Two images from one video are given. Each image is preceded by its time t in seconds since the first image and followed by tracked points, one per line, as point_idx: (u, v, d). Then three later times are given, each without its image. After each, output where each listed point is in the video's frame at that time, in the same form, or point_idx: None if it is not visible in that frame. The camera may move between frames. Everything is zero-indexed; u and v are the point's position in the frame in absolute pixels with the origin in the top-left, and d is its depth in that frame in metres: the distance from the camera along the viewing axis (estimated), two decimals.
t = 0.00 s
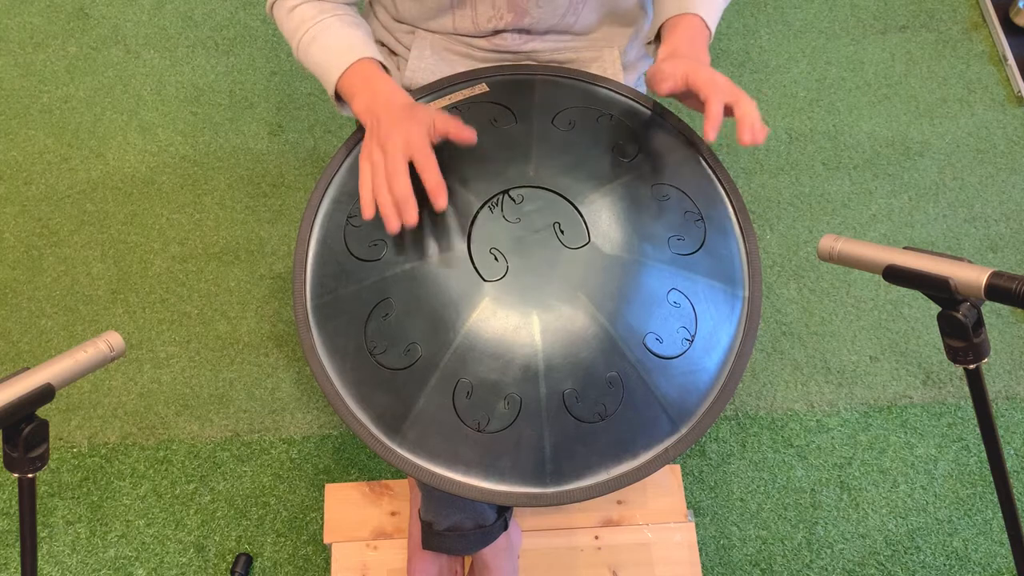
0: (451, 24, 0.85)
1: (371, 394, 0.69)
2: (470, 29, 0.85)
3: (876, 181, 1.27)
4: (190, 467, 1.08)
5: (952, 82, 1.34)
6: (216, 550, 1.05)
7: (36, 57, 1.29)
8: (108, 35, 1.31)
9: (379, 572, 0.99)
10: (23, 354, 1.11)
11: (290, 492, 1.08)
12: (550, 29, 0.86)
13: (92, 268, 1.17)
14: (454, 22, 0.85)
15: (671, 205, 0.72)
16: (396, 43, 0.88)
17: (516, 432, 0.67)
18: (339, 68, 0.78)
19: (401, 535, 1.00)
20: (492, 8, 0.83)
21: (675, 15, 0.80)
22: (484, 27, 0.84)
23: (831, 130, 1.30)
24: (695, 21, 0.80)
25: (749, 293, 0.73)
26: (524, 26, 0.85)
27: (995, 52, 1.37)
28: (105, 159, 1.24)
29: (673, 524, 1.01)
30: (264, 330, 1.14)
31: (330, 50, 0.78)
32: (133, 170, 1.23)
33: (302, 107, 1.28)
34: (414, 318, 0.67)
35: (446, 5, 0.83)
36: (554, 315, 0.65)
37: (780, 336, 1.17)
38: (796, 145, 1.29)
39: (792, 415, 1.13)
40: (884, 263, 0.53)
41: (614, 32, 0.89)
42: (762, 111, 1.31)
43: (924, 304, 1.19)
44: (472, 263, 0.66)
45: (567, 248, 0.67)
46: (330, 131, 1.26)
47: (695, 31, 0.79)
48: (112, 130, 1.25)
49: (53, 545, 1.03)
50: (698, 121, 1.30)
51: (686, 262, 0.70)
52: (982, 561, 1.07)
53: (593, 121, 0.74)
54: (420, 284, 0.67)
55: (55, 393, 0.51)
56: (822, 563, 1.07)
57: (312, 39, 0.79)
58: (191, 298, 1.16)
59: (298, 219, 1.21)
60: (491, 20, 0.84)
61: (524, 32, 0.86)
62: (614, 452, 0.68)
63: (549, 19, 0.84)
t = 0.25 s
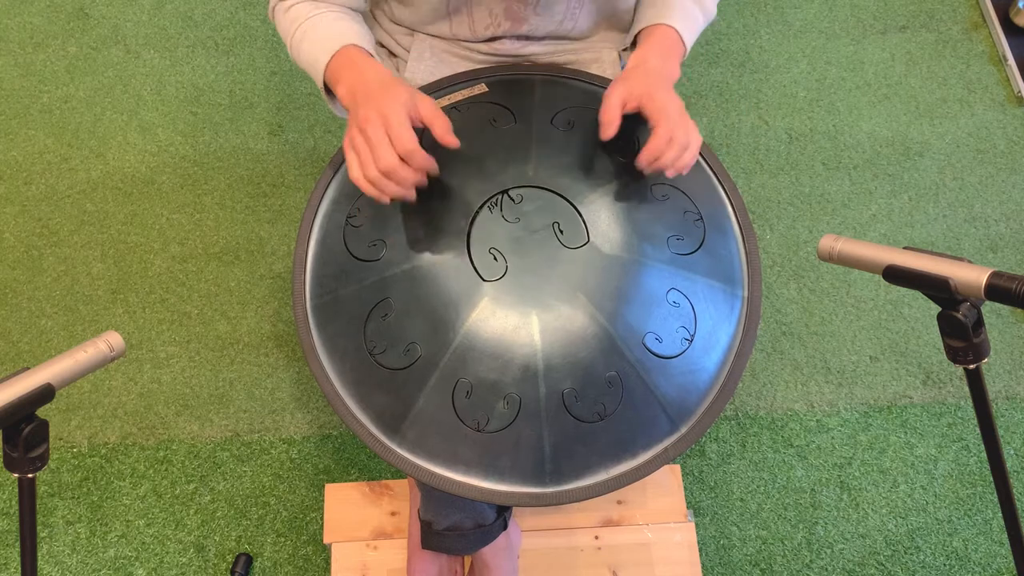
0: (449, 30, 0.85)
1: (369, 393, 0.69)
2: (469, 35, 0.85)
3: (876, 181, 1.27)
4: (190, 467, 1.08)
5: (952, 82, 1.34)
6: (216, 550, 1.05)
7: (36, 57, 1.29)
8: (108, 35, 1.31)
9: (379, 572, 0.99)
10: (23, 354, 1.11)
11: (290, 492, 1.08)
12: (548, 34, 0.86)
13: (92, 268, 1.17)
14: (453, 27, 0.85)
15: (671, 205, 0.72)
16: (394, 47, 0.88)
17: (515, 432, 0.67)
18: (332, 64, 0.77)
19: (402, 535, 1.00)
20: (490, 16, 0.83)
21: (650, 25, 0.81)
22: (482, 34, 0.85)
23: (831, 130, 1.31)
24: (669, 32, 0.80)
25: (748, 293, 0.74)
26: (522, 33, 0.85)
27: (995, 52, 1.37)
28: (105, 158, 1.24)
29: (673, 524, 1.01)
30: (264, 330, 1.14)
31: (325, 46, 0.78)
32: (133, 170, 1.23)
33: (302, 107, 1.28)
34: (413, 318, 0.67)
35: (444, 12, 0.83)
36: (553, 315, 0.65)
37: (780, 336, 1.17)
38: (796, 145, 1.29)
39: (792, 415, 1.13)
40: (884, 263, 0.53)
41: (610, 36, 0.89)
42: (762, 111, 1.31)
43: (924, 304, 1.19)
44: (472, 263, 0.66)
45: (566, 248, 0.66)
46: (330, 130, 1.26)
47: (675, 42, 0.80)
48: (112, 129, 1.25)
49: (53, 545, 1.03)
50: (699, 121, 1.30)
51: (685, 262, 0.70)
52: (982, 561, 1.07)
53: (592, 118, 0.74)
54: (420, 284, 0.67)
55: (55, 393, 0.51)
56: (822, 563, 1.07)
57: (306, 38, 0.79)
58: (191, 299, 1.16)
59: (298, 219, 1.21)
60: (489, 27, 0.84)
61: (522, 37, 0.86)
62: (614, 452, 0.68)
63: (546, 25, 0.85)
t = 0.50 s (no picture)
0: (450, 39, 0.85)
1: (371, 396, 0.69)
2: (470, 43, 0.84)
3: (876, 181, 1.27)
4: (190, 467, 1.08)
5: (952, 83, 1.34)
6: (216, 549, 1.05)
7: (36, 57, 1.29)
8: (108, 35, 1.31)
9: (379, 572, 0.99)
10: (24, 354, 1.11)
11: (290, 492, 1.08)
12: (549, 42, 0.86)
13: (92, 268, 1.17)
14: (454, 37, 0.84)
15: (672, 208, 0.72)
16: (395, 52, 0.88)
17: (516, 435, 0.67)
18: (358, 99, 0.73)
19: (402, 535, 1.00)
20: (490, 25, 0.82)
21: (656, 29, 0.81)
22: (482, 43, 0.84)
23: (831, 130, 1.30)
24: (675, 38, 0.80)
25: (749, 295, 0.74)
26: (522, 41, 0.85)
27: (995, 52, 1.37)
28: (105, 159, 1.24)
29: (673, 524, 1.01)
30: (264, 330, 1.14)
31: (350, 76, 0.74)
32: (133, 170, 1.23)
33: (302, 107, 1.28)
34: (414, 321, 0.67)
35: (444, 22, 0.83)
36: (555, 318, 0.65)
37: (780, 336, 1.17)
38: (796, 145, 1.29)
39: (792, 415, 1.13)
40: (884, 263, 0.53)
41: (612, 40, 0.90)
42: (762, 111, 1.31)
43: (924, 304, 1.19)
44: (473, 266, 0.66)
45: (568, 251, 0.66)
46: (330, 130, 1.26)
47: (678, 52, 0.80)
48: (112, 129, 1.25)
49: (53, 545, 1.03)
50: (698, 121, 1.30)
51: (686, 265, 0.70)
52: (982, 561, 1.07)
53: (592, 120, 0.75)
54: (421, 287, 0.67)
55: (54, 394, 0.51)
56: (822, 563, 1.07)
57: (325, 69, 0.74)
58: (191, 299, 1.16)
59: (298, 219, 1.21)
60: (490, 36, 0.83)
61: (523, 45, 0.86)
62: (615, 455, 0.68)
63: (547, 34, 0.84)
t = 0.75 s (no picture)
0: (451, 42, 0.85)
1: (373, 397, 0.69)
2: (470, 46, 0.85)
3: (876, 181, 1.27)
4: (190, 467, 1.08)
5: (952, 83, 1.34)
6: (216, 550, 1.05)
7: (35, 57, 1.29)
8: (108, 35, 1.31)
9: (379, 572, 0.99)
10: (24, 354, 1.11)
11: (290, 492, 1.08)
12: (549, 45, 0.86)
13: (92, 268, 1.17)
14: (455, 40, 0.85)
15: (674, 207, 0.72)
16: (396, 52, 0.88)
17: (519, 435, 0.67)
18: (361, 81, 0.74)
19: (401, 535, 1.00)
20: (491, 30, 0.83)
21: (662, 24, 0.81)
22: (482, 46, 0.84)
23: (831, 130, 1.30)
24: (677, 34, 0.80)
25: (750, 295, 0.74)
26: (523, 46, 0.85)
27: (995, 52, 1.37)
28: (105, 158, 1.24)
29: (673, 524, 1.01)
30: (264, 329, 1.14)
31: (353, 60, 0.75)
32: (133, 170, 1.23)
33: (302, 107, 1.28)
34: (417, 322, 0.67)
35: (447, 25, 0.83)
36: (557, 318, 0.65)
37: (780, 336, 1.17)
38: (796, 145, 1.29)
39: (792, 415, 1.13)
40: (883, 263, 0.53)
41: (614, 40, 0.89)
42: (762, 111, 1.31)
43: (924, 304, 1.19)
44: (475, 266, 0.66)
45: (570, 251, 0.67)
46: (330, 130, 1.26)
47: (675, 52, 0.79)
48: (112, 129, 1.25)
49: (53, 545, 1.03)
50: (698, 121, 1.30)
51: (687, 265, 0.70)
52: (982, 561, 1.07)
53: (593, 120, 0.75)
54: (424, 287, 0.67)
55: (54, 393, 0.51)
56: (822, 563, 1.07)
57: (328, 53, 0.75)
58: (191, 299, 1.16)
59: (298, 219, 1.21)
60: (491, 40, 0.84)
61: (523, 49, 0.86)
62: (617, 455, 0.68)
63: (548, 39, 0.84)
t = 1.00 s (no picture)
0: (453, 37, 0.85)
1: (373, 397, 0.69)
2: (473, 41, 0.85)
3: (876, 181, 1.27)
4: (190, 467, 1.08)
5: (952, 83, 1.34)
6: (216, 550, 1.05)
7: (35, 57, 1.29)
8: (108, 35, 1.31)
9: (379, 572, 0.99)
10: (24, 354, 1.11)
11: (290, 492, 1.08)
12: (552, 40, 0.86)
13: (92, 268, 1.17)
14: (458, 35, 0.85)
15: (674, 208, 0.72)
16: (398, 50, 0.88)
17: (519, 435, 0.67)
18: (360, 71, 0.75)
19: (401, 535, 1.00)
20: (494, 23, 0.83)
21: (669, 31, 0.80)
22: (485, 41, 0.84)
23: (831, 130, 1.31)
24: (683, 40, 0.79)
25: (750, 295, 0.74)
26: (525, 40, 0.85)
27: (995, 52, 1.37)
28: (105, 158, 1.24)
29: (673, 524, 1.01)
30: (264, 330, 1.14)
31: (353, 49, 0.76)
32: (133, 170, 1.23)
33: (302, 107, 1.28)
34: (417, 321, 0.67)
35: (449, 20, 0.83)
36: (557, 318, 0.65)
37: (780, 336, 1.17)
38: (796, 145, 1.29)
39: (792, 415, 1.13)
40: (884, 263, 0.53)
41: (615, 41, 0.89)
42: (762, 111, 1.31)
43: (924, 304, 1.19)
44: (476, 266, 0.66)
45: (570, 250, 0.67)
46: (330, 130, 1.26)
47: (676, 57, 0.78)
48: (112, 129, 1.25)
49: (53, 545, 1.03)
50: (698, 121, 1.30)
51: (688, 265, 0.70)
52: (982, 561, 1.07)
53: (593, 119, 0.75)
54: (424, 286, 0.67)
55: (55, 393, 0.51)
56: (822, 563, 1.07)
57: (330, 42, 0.76)
58: (191, 299, 1.16)
59: (298, 219, 1.21)
60: (494, 34, 0.84)
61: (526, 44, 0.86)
62: (617, 455, 0.68)
63: (550, 32, 0.84)
